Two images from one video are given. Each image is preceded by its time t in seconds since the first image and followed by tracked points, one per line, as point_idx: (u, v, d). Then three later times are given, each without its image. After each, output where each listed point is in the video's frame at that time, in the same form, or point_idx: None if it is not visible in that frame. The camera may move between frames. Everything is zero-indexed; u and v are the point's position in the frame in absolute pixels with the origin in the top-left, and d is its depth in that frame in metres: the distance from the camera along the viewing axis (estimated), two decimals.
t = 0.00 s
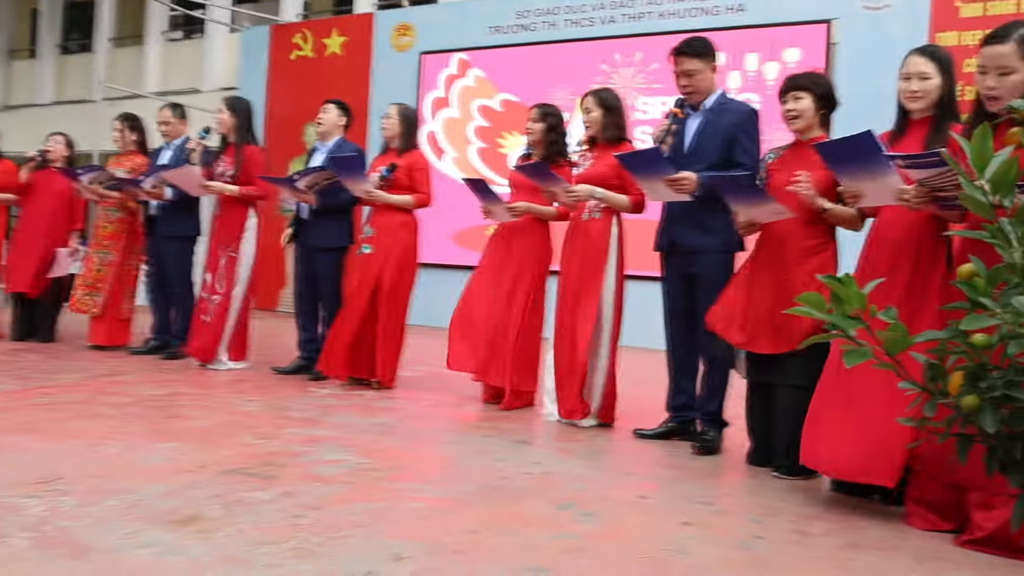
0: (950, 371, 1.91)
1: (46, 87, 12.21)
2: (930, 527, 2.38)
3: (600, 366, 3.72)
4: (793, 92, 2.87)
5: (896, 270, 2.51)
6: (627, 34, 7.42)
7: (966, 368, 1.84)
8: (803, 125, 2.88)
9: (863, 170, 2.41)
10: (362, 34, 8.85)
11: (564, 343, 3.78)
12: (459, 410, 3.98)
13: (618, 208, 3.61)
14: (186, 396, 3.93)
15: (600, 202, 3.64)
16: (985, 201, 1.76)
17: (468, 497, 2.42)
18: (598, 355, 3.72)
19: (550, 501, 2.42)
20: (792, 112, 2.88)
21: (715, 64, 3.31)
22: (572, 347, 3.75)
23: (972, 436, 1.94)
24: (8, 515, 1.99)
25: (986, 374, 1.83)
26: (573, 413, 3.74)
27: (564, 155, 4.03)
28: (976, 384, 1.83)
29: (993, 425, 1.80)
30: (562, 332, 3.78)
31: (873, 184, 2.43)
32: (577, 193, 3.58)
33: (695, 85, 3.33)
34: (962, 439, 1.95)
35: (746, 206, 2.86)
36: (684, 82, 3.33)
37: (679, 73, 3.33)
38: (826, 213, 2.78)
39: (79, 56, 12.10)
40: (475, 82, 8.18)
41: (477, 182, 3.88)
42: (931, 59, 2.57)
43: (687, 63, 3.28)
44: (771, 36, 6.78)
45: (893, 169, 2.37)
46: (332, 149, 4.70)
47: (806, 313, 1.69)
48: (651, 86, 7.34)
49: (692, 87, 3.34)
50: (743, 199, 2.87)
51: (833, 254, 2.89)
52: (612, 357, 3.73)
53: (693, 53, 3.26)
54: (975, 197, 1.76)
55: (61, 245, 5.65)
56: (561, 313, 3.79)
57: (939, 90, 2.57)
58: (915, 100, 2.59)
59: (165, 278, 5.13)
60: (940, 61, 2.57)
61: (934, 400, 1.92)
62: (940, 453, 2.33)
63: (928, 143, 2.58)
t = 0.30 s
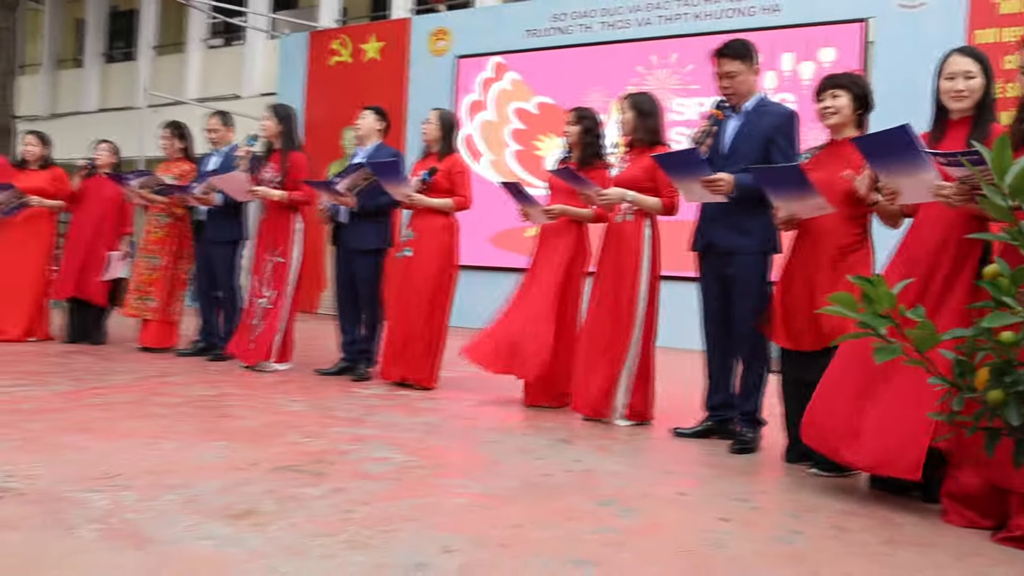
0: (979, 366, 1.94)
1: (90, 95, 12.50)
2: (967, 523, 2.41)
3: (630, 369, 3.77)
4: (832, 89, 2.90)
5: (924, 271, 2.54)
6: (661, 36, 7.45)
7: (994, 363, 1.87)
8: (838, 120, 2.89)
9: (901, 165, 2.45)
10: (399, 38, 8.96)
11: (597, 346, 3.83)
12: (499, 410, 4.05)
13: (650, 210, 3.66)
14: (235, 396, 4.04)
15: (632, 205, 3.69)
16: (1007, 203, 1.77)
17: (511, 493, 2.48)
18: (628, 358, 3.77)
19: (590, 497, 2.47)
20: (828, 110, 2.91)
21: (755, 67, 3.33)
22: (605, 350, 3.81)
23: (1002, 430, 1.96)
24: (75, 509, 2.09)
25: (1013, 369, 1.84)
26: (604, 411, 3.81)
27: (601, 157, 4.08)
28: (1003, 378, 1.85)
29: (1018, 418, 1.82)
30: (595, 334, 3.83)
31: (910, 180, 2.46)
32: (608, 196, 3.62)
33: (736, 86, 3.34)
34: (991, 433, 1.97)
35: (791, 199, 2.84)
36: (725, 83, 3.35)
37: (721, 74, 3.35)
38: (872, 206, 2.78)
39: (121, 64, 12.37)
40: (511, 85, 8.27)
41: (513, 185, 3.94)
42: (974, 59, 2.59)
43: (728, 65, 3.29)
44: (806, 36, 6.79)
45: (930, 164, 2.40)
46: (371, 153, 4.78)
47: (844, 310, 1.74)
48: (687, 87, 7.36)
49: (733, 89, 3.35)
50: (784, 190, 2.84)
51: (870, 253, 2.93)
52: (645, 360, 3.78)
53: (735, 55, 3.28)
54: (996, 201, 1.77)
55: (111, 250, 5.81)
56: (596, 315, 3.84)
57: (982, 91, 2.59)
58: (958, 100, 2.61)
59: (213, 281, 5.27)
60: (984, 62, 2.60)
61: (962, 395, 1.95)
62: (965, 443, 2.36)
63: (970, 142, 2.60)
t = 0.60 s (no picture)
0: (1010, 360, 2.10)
1: (127, 97, 12.73)
2: (1001, 518, 2.42)
3: (672, 368, 3.82)
4: (863, 85, 2.92)
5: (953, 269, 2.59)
6: (695, 32, 7.47)
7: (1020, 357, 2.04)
8: (870, 117, 2.93)
9: (938, 160, 2.47)
10: (432, 38, 9.06)
11: (632, 348, 3.85)
12: (536, 407, 4.11)
13: (679, 209, 3.71)
14: (277, 393, 4.14)
15: (662, 203, 3.75)
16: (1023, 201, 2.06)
17: (550, 486, 2.54)
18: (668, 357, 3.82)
19: (628, 491, 2.53)
20: (860, 106, 2.94)
21: (797, 63, 3.32)
22: (644, 350, 3.84)
23: None
24: (135, 499, 2.18)
25: None
26: (648, 411, 3.85)
27: (635, 154, 4.12)
28: None
29: None
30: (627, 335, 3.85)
31: (948, 174, 2.48)
32: (638, 195, 3.69)
33: (775, 82, 3.32)
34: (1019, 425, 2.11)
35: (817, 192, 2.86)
36: (764, 78, 3.34)
37: (760, 70, 3.35)
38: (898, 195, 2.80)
39: (157, 66, 12.58)
40: (544, 83, 8.33)
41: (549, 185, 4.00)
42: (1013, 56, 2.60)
43: (769, 60, 3.29)
44: (843, 30, 6.79)
45: (967, 159, 2.42)
46: (406, 153, 4.84)
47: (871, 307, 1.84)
48: (722, 83, 7.37)
49: (772, 85, 3.34)
50: (811, 183, 2.86)
51: (905, 248, 2.94)
52: (683, 358, 3.82)
53: (776, 51, 3.28)
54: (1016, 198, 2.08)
55: (154, 250, 5.95)
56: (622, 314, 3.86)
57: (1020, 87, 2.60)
58: (995, 97, 2.63)
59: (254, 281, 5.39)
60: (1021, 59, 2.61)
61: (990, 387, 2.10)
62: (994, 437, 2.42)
63: (1006, 139, 2.61)
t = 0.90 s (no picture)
0: None
1: (169, 97, 12.97)
2: None
3: (705, 361, 3.83)
4: (894, 81, 2.93)
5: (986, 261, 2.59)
6: (731, 26, 7.45)
7: None
8: (904, 113, 2.94)
9: (970, 152, 2.47)
10: (468, 35, 9.13)
11: (667, 342, 3.90)
12: (573, 399, 4.16)
13: (714, 203, 3.75)
14: (320, 386, 4.23)
15: (697, 197, 3.77)
16: None
17: (587, 476, 2.59)
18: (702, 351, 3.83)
19: (665, 480, 2.57)
20: (894, 102, 2.95)
21: (835, 57, 3.33)
22: (680, 343, 3.87)
23: None
24: (189, 485, 2.27)
25: None
26: (681, 404, 3.87)
27: (672, 149, 4.14)
28: None
29: None
30: (665, 328, 3.89)
31: (980, 166, 2.48)
32: (672, 189, 3.70)
33: (813, 77, 3.35)
34: None
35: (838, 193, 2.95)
36: (802, 73, 3.37)
37: (798, 64, 3.38)
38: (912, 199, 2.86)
39: (198, 65, 12.79)
40: (579, 78, 8.35)
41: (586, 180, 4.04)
42: None
43: (806, 55, 3.31)
44: (881, 22, 6.74)
45: (998, 151, 2.42)
46: (443, 150, 4.89)
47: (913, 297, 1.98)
48: (758, 77, 7.35)
49: (810, 79, 3.37)
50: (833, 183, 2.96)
51: (937, 242, 2.94)
52: (717, 351, 3.83)
53: (814, 45, 3.29)
54: None
55: (201, 245, 6.13)
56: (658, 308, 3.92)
57: None
58: None
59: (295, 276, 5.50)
60: None
61: None
62: None
63: None
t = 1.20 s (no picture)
0: None
1: (211, 100, 13.17)
2: None
3: (741, 357, 3.83)
4: (922, 91, 2.90)
5: (1017, 258, 2.54)
6: (766, 23, 7.41)
7: None
8: (938, 121, 2.91)
9: (1000, 153, 2.46)
10: (503, 36, 9.17)
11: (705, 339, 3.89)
12: (607, 398, 4.17)
13: (752, 200, 3.76)
14: (357, 383, 4.29)
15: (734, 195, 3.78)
16: None
17: (621, 474, 2.60)
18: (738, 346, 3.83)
19: (698, 478, 2.58)
20: (925, 111, 2.93)
21: (869, 53, 3.29)
22: (716, 339, 3.86)
23: None
24: (230, 479, 2.33)
25: None
26: (718, 403, 3.85)
27: (706, 147, 4.13)
28: None
29: None
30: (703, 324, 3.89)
31: (1010, 166, 2.47)
32: (710, 188, 3.71)
33: (848, 75, 3.31)
34: None
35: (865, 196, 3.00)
36: (836, 72, 3.33)
37: (832, 62, 3.33)
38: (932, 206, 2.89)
39: (238, 69, 12.99)
40: (614, 77, 8.34)
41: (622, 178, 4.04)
42: None
43: (840, 53, 3.27)
44: (920, 17, 6.66)
45: None
46: (480, 151, 4.92)
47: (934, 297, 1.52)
48: (793, 74, 7.28)
49: (844, 77, 3.32)
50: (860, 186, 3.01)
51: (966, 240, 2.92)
52: (753, 347, 3.83)
53: (847, 43, 3.25)
54: None
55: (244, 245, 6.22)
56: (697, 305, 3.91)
57: None
58: None
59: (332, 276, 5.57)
60: None
61: None
62: None
63: None
